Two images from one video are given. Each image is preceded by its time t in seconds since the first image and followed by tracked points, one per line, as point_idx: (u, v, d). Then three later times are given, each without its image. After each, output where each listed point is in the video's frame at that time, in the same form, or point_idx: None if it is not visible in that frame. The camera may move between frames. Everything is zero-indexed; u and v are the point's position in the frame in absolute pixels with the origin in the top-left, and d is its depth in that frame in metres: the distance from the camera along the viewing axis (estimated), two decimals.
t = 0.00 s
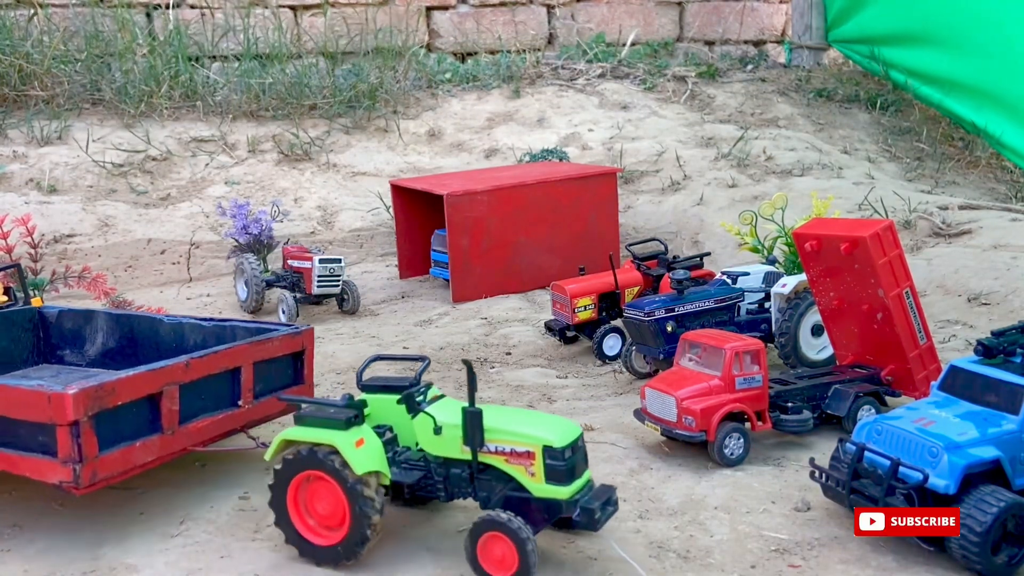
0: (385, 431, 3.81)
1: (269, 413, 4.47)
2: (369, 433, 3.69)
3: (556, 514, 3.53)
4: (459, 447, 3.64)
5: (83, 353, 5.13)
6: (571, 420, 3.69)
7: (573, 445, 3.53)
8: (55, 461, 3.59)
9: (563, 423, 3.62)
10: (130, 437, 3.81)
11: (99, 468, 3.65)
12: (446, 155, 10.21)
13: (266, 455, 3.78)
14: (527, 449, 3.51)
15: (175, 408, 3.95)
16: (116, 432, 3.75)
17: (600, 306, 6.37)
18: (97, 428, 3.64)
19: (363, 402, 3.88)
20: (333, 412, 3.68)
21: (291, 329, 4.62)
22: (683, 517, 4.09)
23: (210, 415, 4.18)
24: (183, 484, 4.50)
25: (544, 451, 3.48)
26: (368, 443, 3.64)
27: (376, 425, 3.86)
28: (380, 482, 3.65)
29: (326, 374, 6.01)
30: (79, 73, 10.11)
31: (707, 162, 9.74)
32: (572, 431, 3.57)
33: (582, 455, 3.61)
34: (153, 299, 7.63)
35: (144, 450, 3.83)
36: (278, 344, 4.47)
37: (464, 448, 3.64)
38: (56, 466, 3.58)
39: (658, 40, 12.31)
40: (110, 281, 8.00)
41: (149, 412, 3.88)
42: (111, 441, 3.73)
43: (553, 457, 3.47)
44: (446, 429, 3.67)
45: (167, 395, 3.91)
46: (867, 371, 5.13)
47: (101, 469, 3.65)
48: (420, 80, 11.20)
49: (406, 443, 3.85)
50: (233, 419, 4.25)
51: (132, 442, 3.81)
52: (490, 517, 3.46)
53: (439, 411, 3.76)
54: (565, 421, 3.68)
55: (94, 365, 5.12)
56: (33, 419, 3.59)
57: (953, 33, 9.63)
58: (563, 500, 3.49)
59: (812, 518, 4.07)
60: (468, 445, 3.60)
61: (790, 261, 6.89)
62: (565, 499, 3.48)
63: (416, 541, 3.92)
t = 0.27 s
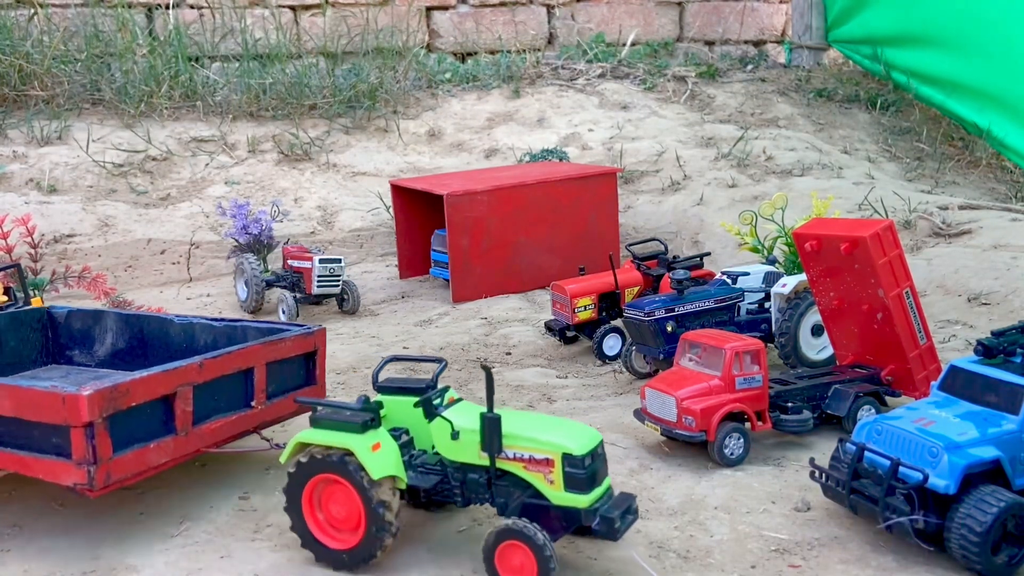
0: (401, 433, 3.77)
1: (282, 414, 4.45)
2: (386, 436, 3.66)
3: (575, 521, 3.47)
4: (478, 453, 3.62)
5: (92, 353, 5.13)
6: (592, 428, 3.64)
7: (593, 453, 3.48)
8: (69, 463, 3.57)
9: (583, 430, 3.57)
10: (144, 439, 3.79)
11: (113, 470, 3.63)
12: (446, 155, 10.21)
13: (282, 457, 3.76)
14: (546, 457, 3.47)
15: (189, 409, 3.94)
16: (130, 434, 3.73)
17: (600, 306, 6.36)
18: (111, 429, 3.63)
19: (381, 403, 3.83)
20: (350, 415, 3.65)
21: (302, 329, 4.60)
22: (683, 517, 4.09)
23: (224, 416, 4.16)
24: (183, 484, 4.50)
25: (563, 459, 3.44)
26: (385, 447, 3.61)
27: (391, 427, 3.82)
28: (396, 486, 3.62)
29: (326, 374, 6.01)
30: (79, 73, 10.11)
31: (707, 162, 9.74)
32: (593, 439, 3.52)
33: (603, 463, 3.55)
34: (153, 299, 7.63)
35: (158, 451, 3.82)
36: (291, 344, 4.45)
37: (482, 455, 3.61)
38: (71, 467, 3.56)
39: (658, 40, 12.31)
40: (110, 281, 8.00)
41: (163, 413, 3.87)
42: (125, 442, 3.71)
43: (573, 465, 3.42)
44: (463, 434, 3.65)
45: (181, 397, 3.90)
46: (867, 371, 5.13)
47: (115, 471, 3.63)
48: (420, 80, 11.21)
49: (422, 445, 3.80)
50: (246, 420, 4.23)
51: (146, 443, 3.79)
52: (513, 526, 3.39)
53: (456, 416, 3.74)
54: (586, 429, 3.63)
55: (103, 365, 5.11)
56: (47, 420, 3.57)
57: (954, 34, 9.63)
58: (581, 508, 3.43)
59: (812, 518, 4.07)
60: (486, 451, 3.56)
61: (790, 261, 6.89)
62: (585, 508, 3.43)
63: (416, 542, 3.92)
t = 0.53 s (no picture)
0: (405, 436, 3.78)
1: (286, 415, 4.43)
2: (389, 438, 3.65)
3: (579, 527, 3.45)
4: (481, 456, 3.60)
5: (95, 353, 5.12)
6: (596, 431, 3.62)
7: (597, 457, 3.46)
8: (74, 464, 3.57)
9: (588, 435, 3.55)
10: (149, 439, 3.79)
11: (118, 471, 3.63)
12: (446, 155, 10.21)
13: (286, 458, 3.77)
14: (549, 461, 3.45)
15: (194, 410, 3.93)
16: (135, 435, 3.73)
17: (600, 306, 6.36)
18: (116, 430, 3.63)
19: (386, 403, 3.83)
20: (354, 417, 3.65)
21: (307, 329, 4.58)
22: (683, 517, 4.09)
23: (228, 416, 4.15)
24: (183, 484, 4.50)
25: (567, 463, 3.42)
26: (388, 449, 3.60)
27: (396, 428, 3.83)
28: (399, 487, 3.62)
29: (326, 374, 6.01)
30: (79, 73, 10.11)
31: (707, 162, 9.74)
32: (597, 443, 3.50)
33: (606, 467, 3.53)
34: (153, 299, 7.63)
35: (163, 452, 3.81)
36: (295, 344, 4.43)
37: (485, 458, 3.59)
38: (76, 468, 3.57)
39: (658, 40, 12.30)
40: (110, 281, 8.00)
41: (168, 414, 3.86)
42: (130, 443, 3.71)
43: (576, 470, 3.40)
44: (467, 437, 3.63)
45: (186, 397, 3.89)
46: (867, 371, 5.13)
47: (120, 472, 3.63)
48: (420, 80, 11.21)
49: (426, 448, 3.80)
50: (251, 420, 4.22)
51: (151, 444, 3.79)
52: (518, 533, 3.38)
53: (460, 418, 3.72)
54: (590, 432, 3.61)
55: (106, 365, 5.11)
56: (52, 421, 3.57)
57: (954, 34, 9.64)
58: (585, 513, 3.41)
59: (812, 518, 4.07)
60: (490, 454, 3.54)
61: (790, 261, 6.89)
62: (588, 513, 3.40)
63: (416, 543, 3.93)
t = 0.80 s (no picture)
0: (403, 437, 3.83)
1: (287, 415, 4.43)
2: (385, 441, 3.65)
3: (570, 535, 3.40)
4: (473, 460, 3.58)
5: (96, 352, 5.12)
6: (592, 438, 3.56)
7: (590, 464, 3.40)
8: (75, 464, 3.57)
9: (583, 441, 3.49)
10: (150, 439, 3.79)
11: (119, 471, 3.63)
12: (446, 155, 10.21)
13: (284, 458, 3.78)
14: (540, 467, 3.40)
15: (195, 410, 3.93)
16: (136, 435, 3.72)
17: (600, 306, 6.36)
18: (117, 431, 3.63)
19: (387, 403, 3.90)
20: (350, 419, 3.64)
21: (308, 329, 4.57)
22: (683, 517, 4.09)
23: (229, 416, 4.15)
24: (183, 484, 4.50)
25: (558, 470, 3.36)
26: (382, 452, 3.59)
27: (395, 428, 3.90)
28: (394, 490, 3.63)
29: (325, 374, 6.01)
30: (79, 73, 10.11)
31: (707, 162, 9.74)
32: (590, 450, 3.44)
33: (601, 475, 3.47)
34: (153, 299, 7.62)
35: (164, 452, 3.81)
36: (296, 344, 4.42)
37: (478, 462, 3.57)
38: (77, 469, 3.56)
39: (658, 39, 12.29)
40: (110, 281, 8.00)
41: (169, 414, 3.86)
42: (131, 443, 3.71)
43: (567, 477, 3.35)
44: (461, 440, 3.61)
45: (187, 397, 3.89)
46: (866, 371, 5.13)
47: (121, 472, 3.63)
48: (420, 80, 11.21)
49: (424, 449, 3.85)
50: (252, 420, 4.22)
51: (152, 444, 3.78)
52: (500, 538, 3.34)
53: (455, 421, 3.71)
54: (586, 438, 3.55)
55: (107, 365, 5.11)
56: (53, 421, 3.57)
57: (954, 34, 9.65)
58: (576, 522, 3.35)
59: (812, 518, 4.07)
60: (481, 460, 3.51)
61: (790, 261, 6.89)
62: (579, 521, 3.34)
63: (416, 543, 3.93)
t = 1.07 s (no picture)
0: (413, 439, 3.78)
1: (295, 415, 4.42)
2: (393, 443, 3.62)
3: (578, 544, 3.39)
4: (482, 465, 3.50)
5: (103, 352, 5.13)
6: (603, 445, 3.50)
7: (600, 473, 3.34)
8: (85, 465, 3.54)
9: (593, 449, 3.43)
10: (160, 439, 3.77)
11: (129, 471, 3.60)
12: (446, 155, 10.21)
13: (293, 457, 3.77)
14: (549, 475, 3.34)
15: (204, 409, 3.91)
16: (146, 435, 3.70)
17: (600, 306, 6.36)
18: (127, 431, 3.60)
19: (398, 404, 3.85)
20: (356, 420, 3.63)
21: (316, 328, 4.56)
22: (683, 517, 4.09)
23: (238, 416, 4.14)
24: (183, 484, 4.50)
25: (566, 478, 3.31)
26: (390, 454, 3.57)
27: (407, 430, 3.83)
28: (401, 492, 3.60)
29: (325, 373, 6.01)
30: (79, 73, 10.11)
31: (707, 162, 9.74)
32: (601, 458, 3.38)
33: (611, 483, 3.42)
34: (153, 299, 7.62)
35: (174, 452, 3.80)
36: (304, 343, 4.41)
37: (486, 468, 3.50)
38: (87, 469, 3.53)
39: (658, 40, 12.29)
40: (110, 281, 7.99)
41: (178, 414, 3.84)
42: (141, 443, 3.69)
43: (576, 486, 3.29)
44: (469, 445, 3.54)
45: (196, 397, 3.87)
46: (867, 371, 5.13)
47: (131, 473, 3.60)
48: (420, 80, 11.22)
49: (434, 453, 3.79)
50: (260, 419, 4.21)
51: (161, 444, 3.77)
52: (507, 546, 3.31)
53: (464, 425, 3.64)
54: (597, 446, 3.49)
55: (114, 365, 5.12)
56: (62, 421, 3.54)
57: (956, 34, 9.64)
58: (585, 531, 3.31)
59: (812, 518, 4.07)
60: (489, 465, 3.44)
61: (790, 261, 6.89)
62: (588, 531, 3.30)
63: (417, 543, 3.95)
